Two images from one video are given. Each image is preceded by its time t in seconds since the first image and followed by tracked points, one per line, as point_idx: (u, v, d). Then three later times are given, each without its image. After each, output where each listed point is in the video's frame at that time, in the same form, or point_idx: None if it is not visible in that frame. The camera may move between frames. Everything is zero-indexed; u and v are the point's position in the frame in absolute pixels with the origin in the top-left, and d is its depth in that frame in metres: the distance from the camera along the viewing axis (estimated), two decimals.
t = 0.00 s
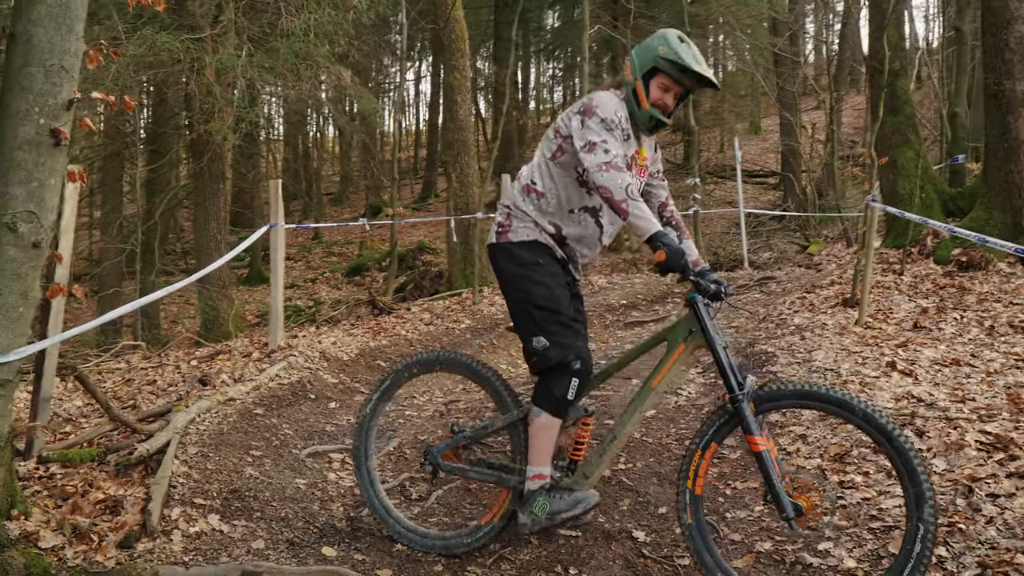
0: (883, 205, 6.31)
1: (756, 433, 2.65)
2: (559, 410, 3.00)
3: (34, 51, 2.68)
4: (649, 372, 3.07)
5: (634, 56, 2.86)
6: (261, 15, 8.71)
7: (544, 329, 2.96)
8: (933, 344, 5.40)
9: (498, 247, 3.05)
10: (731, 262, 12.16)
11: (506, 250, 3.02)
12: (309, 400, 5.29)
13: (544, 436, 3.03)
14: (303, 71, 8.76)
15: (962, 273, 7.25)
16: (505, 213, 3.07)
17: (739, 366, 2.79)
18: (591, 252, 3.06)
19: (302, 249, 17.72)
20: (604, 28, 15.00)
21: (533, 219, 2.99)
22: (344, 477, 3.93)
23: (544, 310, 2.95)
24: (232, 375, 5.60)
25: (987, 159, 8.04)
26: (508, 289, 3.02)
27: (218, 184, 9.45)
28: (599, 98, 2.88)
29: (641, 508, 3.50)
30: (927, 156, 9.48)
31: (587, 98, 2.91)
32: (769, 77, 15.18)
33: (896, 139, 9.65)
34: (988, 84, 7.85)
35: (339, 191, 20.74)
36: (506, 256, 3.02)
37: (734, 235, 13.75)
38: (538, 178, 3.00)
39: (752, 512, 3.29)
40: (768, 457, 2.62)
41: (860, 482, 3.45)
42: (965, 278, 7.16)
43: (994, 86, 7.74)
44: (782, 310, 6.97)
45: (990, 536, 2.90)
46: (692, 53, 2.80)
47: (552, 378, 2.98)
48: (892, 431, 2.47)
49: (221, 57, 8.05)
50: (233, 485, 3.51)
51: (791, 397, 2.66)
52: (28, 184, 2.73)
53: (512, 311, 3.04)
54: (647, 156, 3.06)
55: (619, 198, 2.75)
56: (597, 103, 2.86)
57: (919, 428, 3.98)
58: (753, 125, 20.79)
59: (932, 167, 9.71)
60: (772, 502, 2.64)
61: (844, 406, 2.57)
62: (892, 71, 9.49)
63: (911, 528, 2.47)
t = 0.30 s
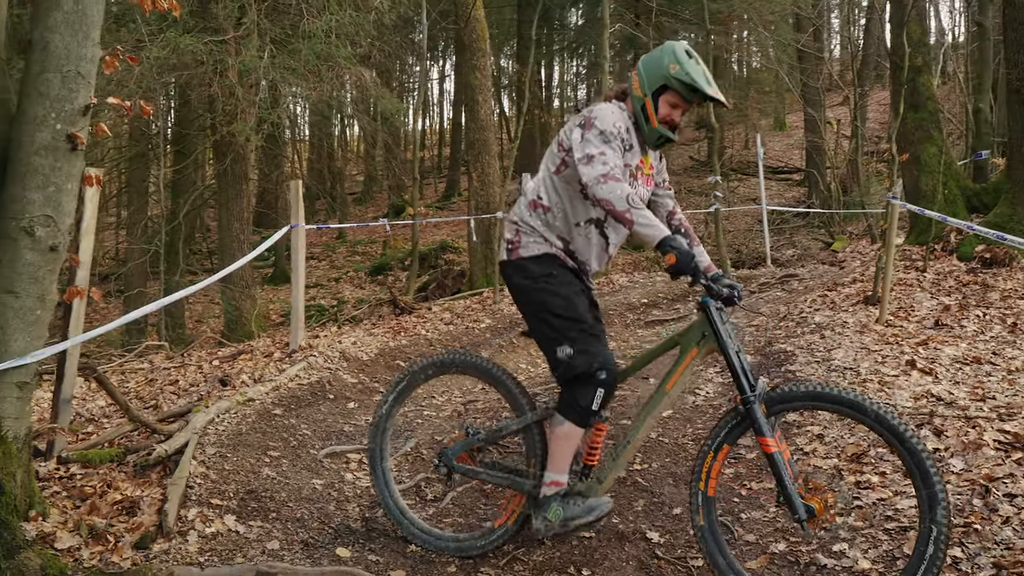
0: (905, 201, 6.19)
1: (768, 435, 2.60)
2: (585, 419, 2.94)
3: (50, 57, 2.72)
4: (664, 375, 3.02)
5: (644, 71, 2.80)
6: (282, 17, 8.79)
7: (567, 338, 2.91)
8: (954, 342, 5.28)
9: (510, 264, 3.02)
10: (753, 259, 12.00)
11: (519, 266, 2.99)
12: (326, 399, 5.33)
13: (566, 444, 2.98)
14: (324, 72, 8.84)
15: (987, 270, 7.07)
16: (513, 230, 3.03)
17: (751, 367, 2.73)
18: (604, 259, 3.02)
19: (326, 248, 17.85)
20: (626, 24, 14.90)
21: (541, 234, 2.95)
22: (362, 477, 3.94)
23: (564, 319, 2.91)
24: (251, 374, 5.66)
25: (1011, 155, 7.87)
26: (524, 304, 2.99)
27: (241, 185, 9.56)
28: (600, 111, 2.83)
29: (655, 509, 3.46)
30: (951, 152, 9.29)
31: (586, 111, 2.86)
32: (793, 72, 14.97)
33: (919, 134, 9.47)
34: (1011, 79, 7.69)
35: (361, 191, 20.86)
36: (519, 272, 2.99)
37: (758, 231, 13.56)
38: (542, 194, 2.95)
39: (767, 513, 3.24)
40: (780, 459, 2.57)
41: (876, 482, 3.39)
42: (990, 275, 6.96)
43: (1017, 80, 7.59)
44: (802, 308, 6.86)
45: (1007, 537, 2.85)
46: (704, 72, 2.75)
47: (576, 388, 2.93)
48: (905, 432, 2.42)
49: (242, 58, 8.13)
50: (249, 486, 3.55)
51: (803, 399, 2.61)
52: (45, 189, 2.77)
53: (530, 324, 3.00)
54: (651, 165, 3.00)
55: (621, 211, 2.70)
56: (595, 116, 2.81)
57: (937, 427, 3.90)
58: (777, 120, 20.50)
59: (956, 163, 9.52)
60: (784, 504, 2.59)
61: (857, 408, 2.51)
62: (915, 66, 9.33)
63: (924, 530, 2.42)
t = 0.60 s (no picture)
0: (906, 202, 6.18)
1: (763, 434, 2.61)
2: (571, 399, 2.95)
3: (52, 64, 2.76)
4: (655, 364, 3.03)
5: (645, 57, 2.80)
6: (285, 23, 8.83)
7: (553, 319, 2.92)
8: (956, 343, 5.28)
9: (505, 241, 3.05)
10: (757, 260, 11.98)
11: (513, 244, 3.02)
12: (329, 403, 5.34)
13: (553, 425, 2.99)
14: (326, 77, 8.87)
15: (990, 270, 7.06)
16: (510, 209, 3.06)
17: (742, 364, 2.74)
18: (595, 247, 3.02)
19: (330, 252, 17.90)
20: (628, 28, 14.91)
21: (535, 215, 2.98)
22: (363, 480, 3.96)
23: (552, 300, 2.92)
24: (255, 379, 5.68)
25: (1015, 155, 7.85)
26: (516, 282, 3.01)
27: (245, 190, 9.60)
28: (599, 96, 2.85)
29: (656, 509, 3.47)
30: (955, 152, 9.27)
31: (585, 95, 2.89)
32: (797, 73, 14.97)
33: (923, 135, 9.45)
34: (1014, 78, 7.68)
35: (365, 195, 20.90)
36: (514, 250, 3.02)
37: (762, 233, 13.54)
38: (540, 174, 2.99)
39: (768, 514, 3.25)
40: (775, 459, 2.58)
41: (877, 483, 3.39)
42: (993, 274, 6.95)
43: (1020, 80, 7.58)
44: (805, 309, 6.86)
45: (1007, 536, 2.85)
46: (705, 61, 2.74)
47: (560, 367, 2.94)
48: (899, 430, 2.43)
49: (245, 64, 8.16)
50: (252, 489, 3.58)
51: (797, 397, 2.62)
52: (48, 196, 2.81)
53: (520, 304, 3.03)
54: (652, 150, 3.01)
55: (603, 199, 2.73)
56: (593, 100, 2.84)
57: (939, 428, 3.90)
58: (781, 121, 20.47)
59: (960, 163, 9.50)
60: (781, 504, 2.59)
61: (852, 406, 2.52)
62: (916, 66, 9.33)
63: (922, 528, 2.42)
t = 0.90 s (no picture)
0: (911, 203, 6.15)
1: (779, 433, 2.60)
2: (592, 423, 2.95)
3: (58, 70, 2.79)
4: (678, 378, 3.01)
5: (656, 77, 2.82)
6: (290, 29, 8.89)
7: (574, 344, 2.93)
8: (962, 343, 5.26)
9: (524, 269, 3.05)
10: (764, 262, 11.95)
11: (532, 270, 3.01)
12: (336, 407, 5.36)
13: (573, 448, 2.99)
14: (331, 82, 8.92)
15: (997, 271, 7.03)
16: (529, 236, 3.07)
17: (763, 367, 2.74)
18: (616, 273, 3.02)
19: (337, 257, 17.95)
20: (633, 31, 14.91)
21: (554, 240, 2.99)
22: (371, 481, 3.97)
23: (573, 326, 2.93)
24: (262, 383, 5.70)
25: (1021, 155, 7.82)
26: (537, 309, 3.01)
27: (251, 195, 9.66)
28: (614, 122, 2.86)
29: (661, 510, 3.47)
30: (961, 152, 9.24)
31: (600, 122, 2.89)
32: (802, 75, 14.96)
33: (928, 136, 9.41)
34: (1020, 78, 7.66)
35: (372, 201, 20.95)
36: (532, 277, 3.02)
37: (768, 235, 13.51)
38: (558, 202, 3.00)
39: (773, 513, 3.24)
40: (790, 457, 2.57)
41: (882, 482, 3.38)
42: (1000, 275, 6.92)
43: None
44: (811, 311, 6.84)
45: (1012, 533, 2.84)
46: (716, 74, 2.74)
47: (582, 392, 2.94)
48: (913, 431, 2.42)
49: (250, 70, 8.20)
50: (259, 491, 3.59)
51: (814, 398, 2.62)
52: (54, 200, 2.84)
53: (541, 330, 3.03)
54: (670, 173, 3.01)
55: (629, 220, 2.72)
56: (610, 125, 2.85)
57: (944, 427, 3.88)
58: (787, 124, 20.43)
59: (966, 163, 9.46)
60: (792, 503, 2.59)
61: (866, 407, 2.52)
62: (922, 67, 9.30)
63: (932, 527, 2.41)
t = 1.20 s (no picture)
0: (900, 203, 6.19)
1: (767, 431, 2.63)
2: (584, 406, 2.96)
3: (47, 72, 2.78)
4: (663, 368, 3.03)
5: (649, 76, 2.79)
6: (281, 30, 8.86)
7: (568, 327, 2.94)
8: (952, 342, 5.30)
9: (518, 255, 3.09)
10: (755, 262, 12.00)
11: (525, 257, 3.04)
12: (328, 409, 5.35)
13: (564, 430, 2.98)
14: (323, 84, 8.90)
15: (986, 270, 7.08)
16: (523, 224, 3.11)
17: (749, 363, 2.76)
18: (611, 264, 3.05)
19: (329, 258, 17.91)
20: (624, 32, 14.95)
21: (545, 231, 3.01)
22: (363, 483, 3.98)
23: (566, 310, 2.94)
24: (254, 385, 5.69)
25: (1010, 155, 7.88)
26: (529, 295, 3.02)
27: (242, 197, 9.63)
28: (596, 127, 2.84)
29: (653, 510, 3.49)
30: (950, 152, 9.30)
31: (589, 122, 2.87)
32: (792, 75, 15.02)
33: (917, 136, 9.48)
34: (1008, 79, 7.73)
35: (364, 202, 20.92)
36: (525, 263, 3.05)
37: (760, 235, 13.56)
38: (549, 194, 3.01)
39: (765, 512, 3.27)
40: (778, 455, 2.60)
41: (873, 481, 3.41)
42: (989, 274, 6.98)
43: (1015, 81, 7.63)
44: (802, 310, 6.87)
45: (1002, 532, 2.87)
46: (709, 72, 2.70)
47: (576, 375, 2.96)
48: (900, 428, 2.44)
49: (240, 71, 8.17)
50: (251, 493, 3.59)
51: (800, 396, 2.65)
52: (44, 204, 2.83)
53: (534, 317, 3.04)
54: (664, 169, 2.99)
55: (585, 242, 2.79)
56: (589, 133, 2.83)
57: (934, 426, 3.91)
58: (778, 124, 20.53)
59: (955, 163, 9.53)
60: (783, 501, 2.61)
61: (853, 405, 2.54)
62: (911, 67, 9.37)
63: (921, 525, 2.43)
